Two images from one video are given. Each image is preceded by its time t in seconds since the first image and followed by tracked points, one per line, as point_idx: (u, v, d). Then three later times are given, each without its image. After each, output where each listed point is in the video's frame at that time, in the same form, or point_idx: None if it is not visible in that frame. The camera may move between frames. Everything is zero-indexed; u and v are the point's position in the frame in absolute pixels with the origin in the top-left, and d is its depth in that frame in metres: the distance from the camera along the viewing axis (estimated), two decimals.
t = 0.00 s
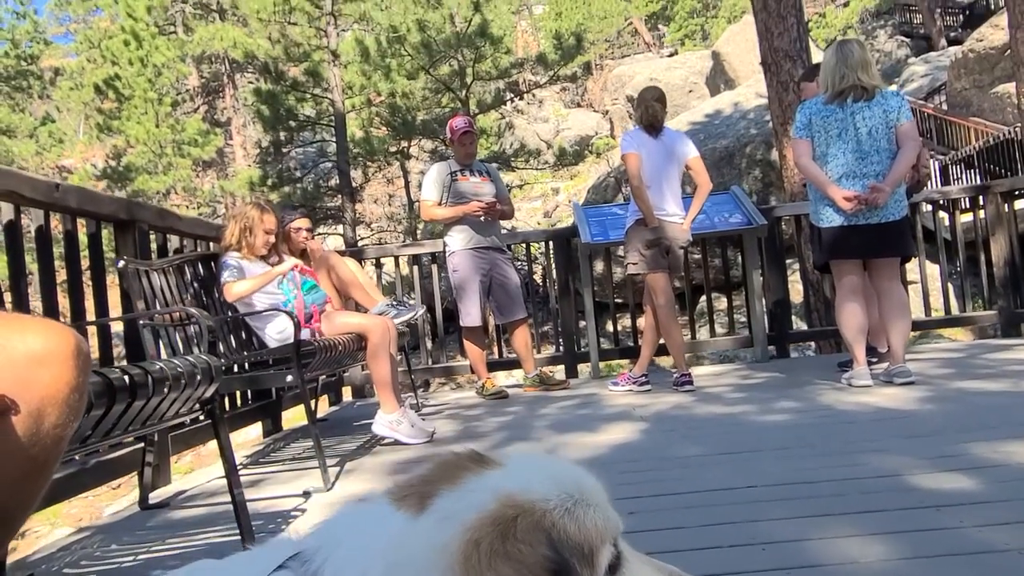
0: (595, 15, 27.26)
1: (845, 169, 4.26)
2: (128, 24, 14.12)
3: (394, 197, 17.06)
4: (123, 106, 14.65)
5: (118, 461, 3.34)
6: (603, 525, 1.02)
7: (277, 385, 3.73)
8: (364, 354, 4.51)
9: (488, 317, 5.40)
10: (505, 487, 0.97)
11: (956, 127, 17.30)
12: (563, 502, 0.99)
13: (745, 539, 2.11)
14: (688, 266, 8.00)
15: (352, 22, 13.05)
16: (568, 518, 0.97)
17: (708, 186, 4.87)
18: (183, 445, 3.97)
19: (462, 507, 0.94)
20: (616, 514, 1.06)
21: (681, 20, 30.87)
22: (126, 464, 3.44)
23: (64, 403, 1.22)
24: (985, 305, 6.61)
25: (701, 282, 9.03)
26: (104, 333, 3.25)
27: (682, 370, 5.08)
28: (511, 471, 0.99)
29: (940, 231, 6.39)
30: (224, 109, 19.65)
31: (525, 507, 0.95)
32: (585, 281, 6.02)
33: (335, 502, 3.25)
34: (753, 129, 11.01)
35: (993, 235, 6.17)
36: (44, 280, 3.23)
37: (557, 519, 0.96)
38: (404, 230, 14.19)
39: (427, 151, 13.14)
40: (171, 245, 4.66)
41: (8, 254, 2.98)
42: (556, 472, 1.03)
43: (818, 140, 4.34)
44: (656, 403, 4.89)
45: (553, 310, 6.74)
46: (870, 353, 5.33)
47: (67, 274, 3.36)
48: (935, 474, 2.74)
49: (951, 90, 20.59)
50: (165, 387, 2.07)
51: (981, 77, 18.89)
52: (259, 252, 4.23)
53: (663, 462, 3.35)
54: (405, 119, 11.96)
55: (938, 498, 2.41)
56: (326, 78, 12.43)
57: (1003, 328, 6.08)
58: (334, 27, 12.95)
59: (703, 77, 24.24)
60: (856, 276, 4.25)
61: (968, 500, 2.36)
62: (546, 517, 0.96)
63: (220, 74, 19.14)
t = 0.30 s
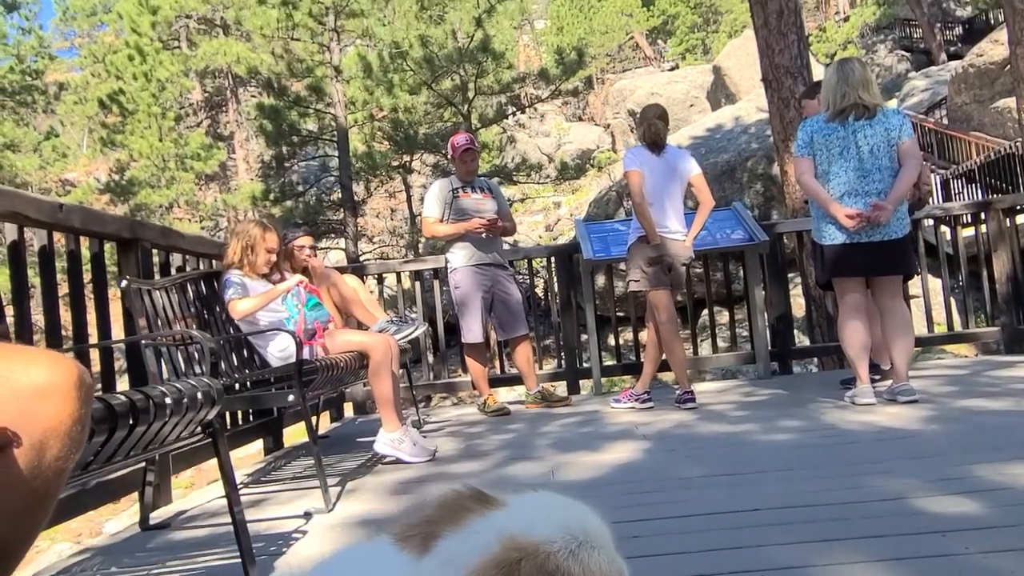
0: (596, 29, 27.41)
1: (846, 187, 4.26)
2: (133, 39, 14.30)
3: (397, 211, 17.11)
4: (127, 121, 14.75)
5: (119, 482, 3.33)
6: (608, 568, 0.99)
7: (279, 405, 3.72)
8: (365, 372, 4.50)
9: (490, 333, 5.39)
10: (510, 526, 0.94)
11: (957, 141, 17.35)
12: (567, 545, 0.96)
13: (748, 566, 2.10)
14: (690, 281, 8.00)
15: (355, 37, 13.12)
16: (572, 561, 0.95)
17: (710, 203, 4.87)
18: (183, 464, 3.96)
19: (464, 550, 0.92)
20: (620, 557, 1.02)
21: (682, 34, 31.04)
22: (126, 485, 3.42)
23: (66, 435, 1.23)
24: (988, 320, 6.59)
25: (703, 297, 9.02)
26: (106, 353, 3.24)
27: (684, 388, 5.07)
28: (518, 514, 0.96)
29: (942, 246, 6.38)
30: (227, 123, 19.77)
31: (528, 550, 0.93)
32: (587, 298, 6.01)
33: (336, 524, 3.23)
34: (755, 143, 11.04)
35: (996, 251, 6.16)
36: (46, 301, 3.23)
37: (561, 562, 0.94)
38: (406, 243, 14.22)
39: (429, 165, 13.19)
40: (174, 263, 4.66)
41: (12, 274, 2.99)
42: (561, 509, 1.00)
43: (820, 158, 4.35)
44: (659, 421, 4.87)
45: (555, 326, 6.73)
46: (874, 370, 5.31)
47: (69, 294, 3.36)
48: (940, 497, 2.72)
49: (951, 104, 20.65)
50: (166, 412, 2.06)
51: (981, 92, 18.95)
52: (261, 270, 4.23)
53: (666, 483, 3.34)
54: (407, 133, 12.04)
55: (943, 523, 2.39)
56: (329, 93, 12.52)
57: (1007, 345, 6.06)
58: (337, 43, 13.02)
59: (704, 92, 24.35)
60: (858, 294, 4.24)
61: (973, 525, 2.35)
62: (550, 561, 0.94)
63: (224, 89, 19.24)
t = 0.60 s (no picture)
0: (597, 44, 27.59)
1: (848, 206, 4.26)
2: (137, 54, 14.40)
3: (398, 225, 17.14)
4: (130, 135, 14.85)
5: (119, 503, 3.31)
6: None
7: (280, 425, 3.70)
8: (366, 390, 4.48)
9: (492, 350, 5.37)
10: (518, 570, 0.93)
11: (957, 157, 17.39)
12: None
13: None
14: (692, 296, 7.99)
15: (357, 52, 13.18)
16: None
17: (712, 221, 4.88)
18: (184, 484, 3.93)
19: None
20: None
21: (682, 49, 31.20)
22: (127, 507, 3.40)
23: (68, 466, 1.25)
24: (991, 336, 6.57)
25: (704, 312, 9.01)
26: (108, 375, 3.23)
27: (687, 405, 5.04)
28: (525, 550, 0.95)
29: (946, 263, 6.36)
30: (230, 137, 19.87)
31: None
32: (588, 314, 5.98)
33: (337, 546, 3.21)
34: (756, 159, 11.06)
35: (998, 268, 6.15)
36: (49, 320, 3.22)
37: None
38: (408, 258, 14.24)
39: (431, 180, 13.21)
40: (177, 280, 4.66)
41: (15, 295, 2.98)
42: (571, 553, 0.98)
43: (823, 176, 4.34)
44: (662, 440, 4.84)
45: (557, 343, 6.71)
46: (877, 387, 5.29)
47: (72, 314, 3.36)
48: (947, 522, 2.70)
49: (951, 120, 20.72)
50: (169, 437, 2.06)
51: (980, 108, 19.01)
52: (263, 288, 4.23)
53: (670, 505, 3.31)
54: (409, 148, 12.06)
55: (951, 548, 2.37)
56: (331, 108, 12.58)
57: (1010, 362, 6.04)
58: (339, 58, 13.09)
59: (704, 107, 24.46)
60: (861, 312, 4.22)
61: (981, 551, 2.32)
62: None
63: (226, 103, 19.33)
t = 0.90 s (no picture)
0: (596, 61, 27.76)
1: (849, 225, 4.26)
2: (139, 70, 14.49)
3: (398, 240, 17.18)
4: (131, 150, 14.92)
5: (117, 525, 3.29)
6: None
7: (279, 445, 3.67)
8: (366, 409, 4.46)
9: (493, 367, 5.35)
10: None
11: (956, 173, 17.45)
12: None
13: None
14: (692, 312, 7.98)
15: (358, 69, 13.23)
16: None
17: (712, 239, 4.88)
18: (182, 504, 3.91)
19: None
20: None
21: (682, 65, 31.33)
22: (125, 529, 3.38)
23: (67, 497, 1.30)
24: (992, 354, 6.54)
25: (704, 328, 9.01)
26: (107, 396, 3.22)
27: (688, 423, 5.02)
28: None
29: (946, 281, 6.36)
30: (231, 152, 19.96)
31: None
32: (588, 331, 5.97)
33: (336, 569, 3.18)
34: (755, 175, 11.09)
35: (998, 286, 6.14)
36: (48, 340, 3.21)
37: None
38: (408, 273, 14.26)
39: (431, 196, 13.25)
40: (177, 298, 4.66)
41: (15, 315, 2.97)
42: None
43: (823, 196, 4.34)
44: (663, 459, 4.82)
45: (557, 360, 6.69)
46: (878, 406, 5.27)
47: (72, 333, 3.35)
48: (951, 547, 2.68)
49: (950, 137, 20.81)
50: (169, 461, 2.05)
51: (979, 125, 19.09)
52: (264, 306, 4.22)
53: (671, 528, 3.29)
54: (409, 164, 12.11)
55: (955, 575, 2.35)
56: (332, 124, 12.67)
57: (1011, 380, 6.02)
58: (340, 75, 13.15)
59: (703, 123, 24.56)
60: (862, 330, 4.22)
61: None
62: None
63: (227, 119, 19.42)
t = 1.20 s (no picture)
0: (596, 78, 27.93)
1: (850, 245, 4.25)
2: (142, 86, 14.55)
3: (398, 255, 17.20)
4: (132, 165, 14.97)
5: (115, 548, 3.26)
6: None
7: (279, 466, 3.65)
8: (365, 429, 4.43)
9: (493, 386, 5.32)
10: None
11: (956, 191, 17.49)
12: None
13: None
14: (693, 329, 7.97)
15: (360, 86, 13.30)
16: None
17: (713, 259, 4.87)
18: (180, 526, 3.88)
19: None
20: None
21: (682, 82, 31.48)
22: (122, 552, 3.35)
23: (67, 530, 1.33)
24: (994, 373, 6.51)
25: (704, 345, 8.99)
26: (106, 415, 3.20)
27: (688, 443, 4.99)
28: None
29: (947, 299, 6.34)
30: (232, 168, 20.03)
31: None
32: (588, 350, 5.95)
33: None
34: (755, 191, 11.11)
35: (999, 304, 6.12)
36: (48, 361, 3.20)
37: None
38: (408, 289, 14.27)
39: (432, 212, 13.27)
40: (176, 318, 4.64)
41: (15, 336, 2.96)
42: None
43: (824, 215, 4.33)
44: (664, 479, 4.79)
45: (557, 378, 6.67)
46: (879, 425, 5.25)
47: (72, 353, 3.34)
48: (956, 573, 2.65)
49: (949, 154, 20.87)
50: (168, 486, 2.04)
51: (977, 142, 19.15)
52: (263, 324, 4.21)
53: (673, 552, 3.26)
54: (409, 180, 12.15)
55: None
56: (333, 141, 12.75)
57: (1013, 400, 5.99)
58: (341, 91, 13.21)
59: (703, 139, 24.64)
60: (863, 351, 4.21)
61: None
62: None
63: (228, 134, 19.49)
